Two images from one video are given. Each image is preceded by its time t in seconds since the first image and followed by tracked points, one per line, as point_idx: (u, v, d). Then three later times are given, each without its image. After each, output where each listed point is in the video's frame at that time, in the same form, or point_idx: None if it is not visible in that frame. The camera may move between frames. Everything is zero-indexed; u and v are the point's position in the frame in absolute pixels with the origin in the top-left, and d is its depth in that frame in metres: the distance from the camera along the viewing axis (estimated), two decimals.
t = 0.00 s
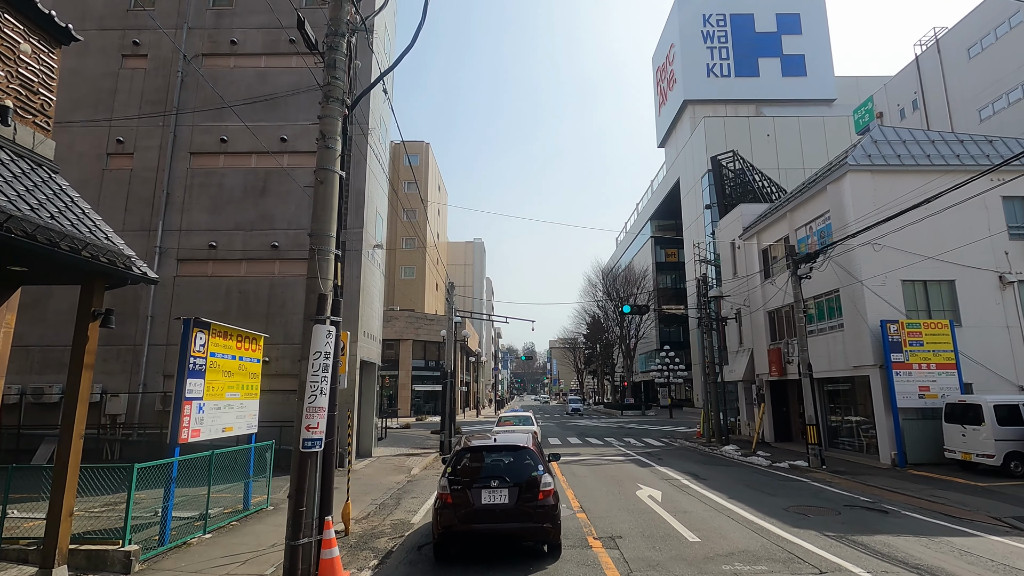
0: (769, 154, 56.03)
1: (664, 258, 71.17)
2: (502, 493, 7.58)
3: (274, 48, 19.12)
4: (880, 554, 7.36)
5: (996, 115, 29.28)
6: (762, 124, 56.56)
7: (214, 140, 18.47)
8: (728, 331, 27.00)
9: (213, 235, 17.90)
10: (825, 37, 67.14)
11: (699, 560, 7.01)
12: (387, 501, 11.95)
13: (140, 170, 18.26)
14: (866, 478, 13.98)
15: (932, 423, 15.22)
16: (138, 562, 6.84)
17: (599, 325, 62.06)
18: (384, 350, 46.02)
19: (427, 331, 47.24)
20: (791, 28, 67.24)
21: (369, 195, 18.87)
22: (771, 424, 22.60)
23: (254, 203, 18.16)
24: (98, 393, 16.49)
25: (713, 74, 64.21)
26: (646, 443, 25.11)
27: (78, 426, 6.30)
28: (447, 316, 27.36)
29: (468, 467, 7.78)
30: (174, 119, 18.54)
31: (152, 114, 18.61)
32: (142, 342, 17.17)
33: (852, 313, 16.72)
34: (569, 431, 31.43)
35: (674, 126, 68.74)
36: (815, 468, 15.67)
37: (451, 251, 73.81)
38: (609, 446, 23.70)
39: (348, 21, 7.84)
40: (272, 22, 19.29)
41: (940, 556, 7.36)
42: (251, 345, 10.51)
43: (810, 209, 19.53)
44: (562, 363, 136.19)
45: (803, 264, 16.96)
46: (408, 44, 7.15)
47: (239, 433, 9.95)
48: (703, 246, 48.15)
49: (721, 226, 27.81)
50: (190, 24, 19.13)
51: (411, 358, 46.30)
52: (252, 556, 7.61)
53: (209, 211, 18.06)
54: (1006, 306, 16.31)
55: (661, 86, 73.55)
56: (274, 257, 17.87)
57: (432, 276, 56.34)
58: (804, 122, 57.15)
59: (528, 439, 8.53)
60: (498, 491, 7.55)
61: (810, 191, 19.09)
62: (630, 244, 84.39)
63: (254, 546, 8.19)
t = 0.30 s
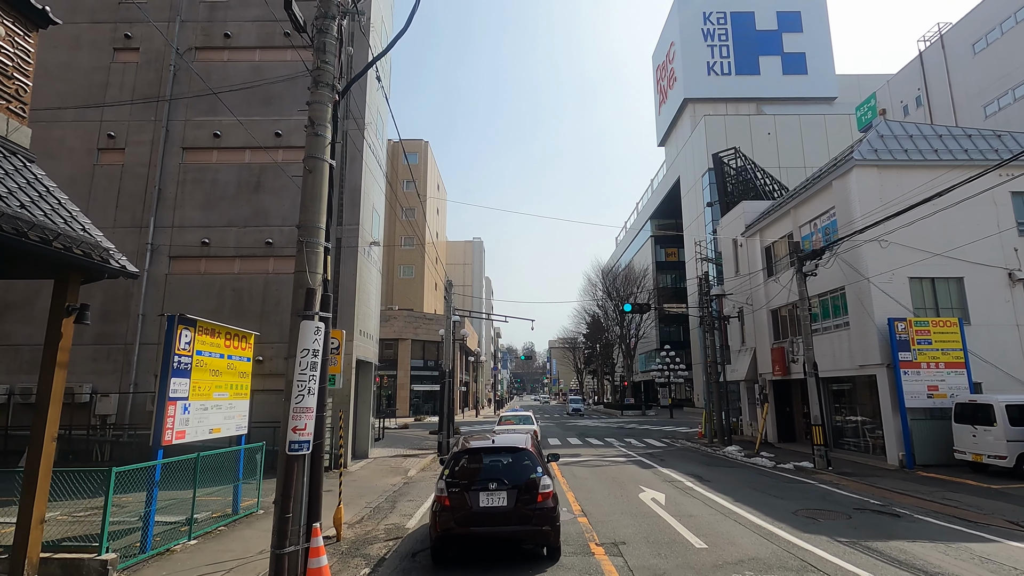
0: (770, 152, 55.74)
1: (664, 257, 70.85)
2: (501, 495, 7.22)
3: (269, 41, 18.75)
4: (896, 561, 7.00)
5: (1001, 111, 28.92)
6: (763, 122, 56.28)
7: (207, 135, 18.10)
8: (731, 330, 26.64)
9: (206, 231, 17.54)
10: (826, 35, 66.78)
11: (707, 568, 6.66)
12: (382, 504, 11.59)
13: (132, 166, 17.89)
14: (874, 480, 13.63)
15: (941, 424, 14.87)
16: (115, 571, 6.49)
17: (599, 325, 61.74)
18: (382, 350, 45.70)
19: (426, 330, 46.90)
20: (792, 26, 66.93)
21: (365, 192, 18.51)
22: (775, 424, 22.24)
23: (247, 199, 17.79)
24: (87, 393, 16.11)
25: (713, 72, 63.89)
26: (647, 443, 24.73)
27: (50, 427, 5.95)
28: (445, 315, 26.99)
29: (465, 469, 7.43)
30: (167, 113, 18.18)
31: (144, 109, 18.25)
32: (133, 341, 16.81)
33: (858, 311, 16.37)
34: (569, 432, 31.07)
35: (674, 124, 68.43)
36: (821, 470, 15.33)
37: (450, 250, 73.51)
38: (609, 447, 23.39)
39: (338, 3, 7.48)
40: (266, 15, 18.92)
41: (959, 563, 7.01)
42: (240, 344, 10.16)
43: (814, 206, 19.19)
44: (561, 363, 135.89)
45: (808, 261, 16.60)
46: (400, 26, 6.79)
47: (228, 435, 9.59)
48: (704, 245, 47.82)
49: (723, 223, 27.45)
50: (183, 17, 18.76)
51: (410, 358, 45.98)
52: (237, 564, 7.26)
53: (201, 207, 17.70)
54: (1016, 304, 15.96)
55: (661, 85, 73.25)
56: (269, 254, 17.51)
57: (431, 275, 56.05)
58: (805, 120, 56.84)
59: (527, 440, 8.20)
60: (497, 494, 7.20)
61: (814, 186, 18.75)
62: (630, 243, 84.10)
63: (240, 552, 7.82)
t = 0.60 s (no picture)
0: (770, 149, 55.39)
1: (663, 254, 70.48)
2: (498, 495, 6.88)
3: (261, 30, 18.30)
4: (913, 567, 6.64)
5: (1006, 105, 28.51)
6: (763, 118, 55.92)
7: (198, 126, 17.68)
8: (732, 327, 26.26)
9: (197, 225, 17.12)
10: (827, 30, 66.33)
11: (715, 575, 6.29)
12: (375, 505, 11.21)
13: (120, 158, 17.45)
14: (881, 480, 13.26)
15: (949, 422, 14.52)
16: None
17: (597, 322, 61.40)
18: (380, 348, 45.33)
19: (423, 327, 46.52)
20: (793, 21, 66.51)
21: (360, 185, 18.10)
22: (777, 423, 21.89)
23: (239, 192, 17.38)
24: (74, 391, 15.69)
25: (714, 68, 63.50)
26: (648, 442, 24.38)
27: (14, 427, 5.56)
28: (443, 311, 26.57)
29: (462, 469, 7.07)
30: (156, 105, 17.74)
31: (133, 100, 17.81)
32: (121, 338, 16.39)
33: (864, 306, 16.01)
34: (568, 430, 30.72)
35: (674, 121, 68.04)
36: (826, 470, 14.98)
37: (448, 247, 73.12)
38: (609, 445, 23.04)
39: None
40: (258, 3, 18.46)
41: (980, 570, 6.64)
42: (227, 339, 9.76)
43: (818, 200, 18.81)
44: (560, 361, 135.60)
45: (813, 257, 16.20)
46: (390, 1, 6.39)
47: (213, 434, 9.20)
48: (704, 241, 47.47)
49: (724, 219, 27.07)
50: (173, 6, 18.30)
51: (407, 355, 45.61)
52: (220, 571, 6.86)
53: (192, 201, 17.28)
54: None
55: (661, 81, 72.84)
56: (261, 248, 17.10)
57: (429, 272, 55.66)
58: (805, 116, 56.46)
59: (524, 439, 7.86)
60: (494, 494, 6.86)
61: (818, 180, 18.37)
62: (629, 240, 83.78)
63: (224, 558, 7.43)
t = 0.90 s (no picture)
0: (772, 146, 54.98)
1: (664, 253, 70.06)
2: (500, 493, 6.92)
3: (255, 22, 17.89)
4: None
5: (1014, 99, 28.07)
6: (765, 115, 55.51)
7: (190, 120, 17.27)
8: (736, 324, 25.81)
9: (190, 221, 16.71)
10: (829, 27, 65.88)
11: None
12: (370, 509, 10.81)
13: (111, 152, 17.04)
14: (893, 481, 12.85)
15: (962, 422, 14.11)
16: None
17: (598, 321, 61.00)
18: (380, 347, 45.00)
19: (423, 326, 46.13)
20: (794, 18, 66.10)
21: (357, 180, 17.68)
22: (782, 422, 21.52)
23: (233, 187, 16.97)
24: (63, 391, 15.28)
25: (715, 65, 63.07)
26: (650, 442, 23.99)
27: None
28: (442, 310, 26.18)
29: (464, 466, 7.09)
30: (148, 98, 17.34)
31: (124, 93, 17.40)
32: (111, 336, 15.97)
33: (873, 303, 15.61)
34: (569, 429, 30.35)
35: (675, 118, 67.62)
36: (835, 470, 14.58)
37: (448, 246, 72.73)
38: (611, 445, 22.66)
39: None
40: None
41: None
42: (215, 337, 9.36)
43: (825, 194, 18.40)
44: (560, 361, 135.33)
45: (821, 252, 15.77)
46: None
47: (200, 437, 8.79)
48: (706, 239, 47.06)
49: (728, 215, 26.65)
50: None
51: (407, 355, 45.22)
52: None
53: (184, 196, 16.87)
54: None
55: (662, 78, 72.40)
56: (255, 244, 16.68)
57: (428, 271, 55.26)
58: (808, 113, 56.04)
59: (526, 437, 7.86)
60: (496, 491, 6.90)
61: (825, 174, 17.97)
62: (629, 239, 83.39)
63: (208, 567, 7.03)
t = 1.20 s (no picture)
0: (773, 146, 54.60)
1: (665, 253, 69.62)
2: (500, 490, 7.12)
3: (249, 14, 17.48)
4: None
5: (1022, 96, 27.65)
6: (767, 114, 55.18)
7: (183, 114, 16.87)
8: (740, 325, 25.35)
9: (181, 218, 16.29)
10: (831, 26, 65.54)
11: None
12: (364, 516, 10.35)
13: (101, 147, 16.63)
14: (907, 486, 12.38)
15: (977, 424, 13.66)
16: None
17: (598, 322, 60.55)
18: (379, 348, 44.65)
19: (423, 327, 45.73)
20: (796, 17, 65.80)
21: (354, 175, 17.26)
22: (789, 425, 21.03)
23: (225, 182, 16.53)
24: (50, 392, 14.83)
25: (716, 65, 62.70)
26: (653, 444, 23.59)
27: None
28: (440, 309, 25.70)
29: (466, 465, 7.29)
30: (139, 91, 16.93)
31: (115, 86, 16.99)
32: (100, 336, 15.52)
33: (883, 302, 15.18)
34: (570, 432, 29.88)
35: (676, 118, 67.29)
36: (845, 474, 14.14)
37: (448, 247, 72.32)
38: (613, 448, 22.23)
39: None
40: None
41: None
42: (200, 336, 8.92)
43: (832, 191, 18.00)
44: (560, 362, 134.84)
45: (830, 250, 15.31)
46: None
47: (183, 441, 8.35)
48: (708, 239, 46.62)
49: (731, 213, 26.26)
50: None
51: (406, 356, 44.77)
52: None
53: (176, 192, 16.44)
54: None
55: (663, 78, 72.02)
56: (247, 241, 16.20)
57: (428, 271, 54.84)
58: (810, 112, 55.66)
59: (526, 436, 8.03)
60: (496, 489, 7.10)
61: (832, 170, 17.56)
62: (630, 240, 83.00)
63: None
